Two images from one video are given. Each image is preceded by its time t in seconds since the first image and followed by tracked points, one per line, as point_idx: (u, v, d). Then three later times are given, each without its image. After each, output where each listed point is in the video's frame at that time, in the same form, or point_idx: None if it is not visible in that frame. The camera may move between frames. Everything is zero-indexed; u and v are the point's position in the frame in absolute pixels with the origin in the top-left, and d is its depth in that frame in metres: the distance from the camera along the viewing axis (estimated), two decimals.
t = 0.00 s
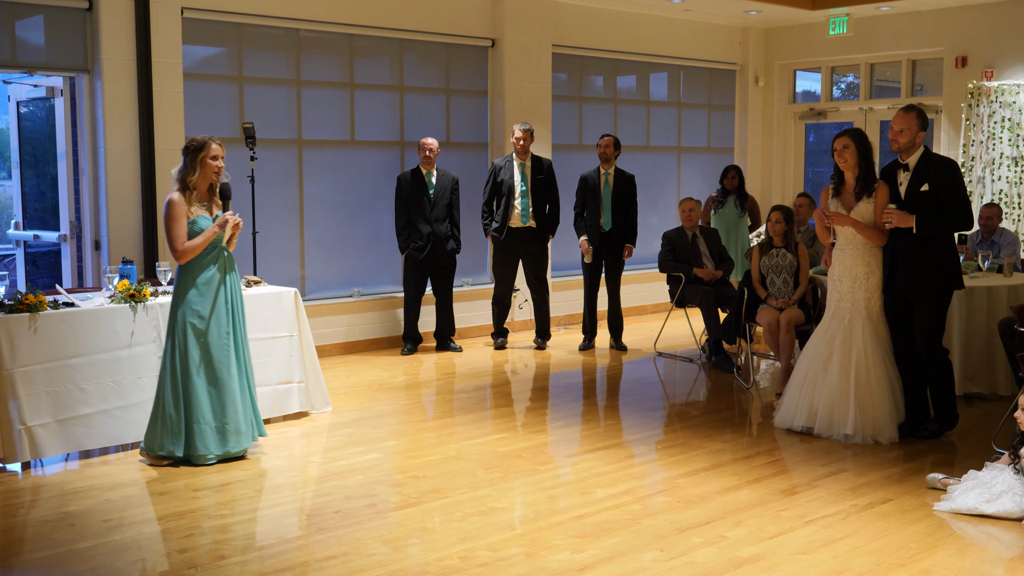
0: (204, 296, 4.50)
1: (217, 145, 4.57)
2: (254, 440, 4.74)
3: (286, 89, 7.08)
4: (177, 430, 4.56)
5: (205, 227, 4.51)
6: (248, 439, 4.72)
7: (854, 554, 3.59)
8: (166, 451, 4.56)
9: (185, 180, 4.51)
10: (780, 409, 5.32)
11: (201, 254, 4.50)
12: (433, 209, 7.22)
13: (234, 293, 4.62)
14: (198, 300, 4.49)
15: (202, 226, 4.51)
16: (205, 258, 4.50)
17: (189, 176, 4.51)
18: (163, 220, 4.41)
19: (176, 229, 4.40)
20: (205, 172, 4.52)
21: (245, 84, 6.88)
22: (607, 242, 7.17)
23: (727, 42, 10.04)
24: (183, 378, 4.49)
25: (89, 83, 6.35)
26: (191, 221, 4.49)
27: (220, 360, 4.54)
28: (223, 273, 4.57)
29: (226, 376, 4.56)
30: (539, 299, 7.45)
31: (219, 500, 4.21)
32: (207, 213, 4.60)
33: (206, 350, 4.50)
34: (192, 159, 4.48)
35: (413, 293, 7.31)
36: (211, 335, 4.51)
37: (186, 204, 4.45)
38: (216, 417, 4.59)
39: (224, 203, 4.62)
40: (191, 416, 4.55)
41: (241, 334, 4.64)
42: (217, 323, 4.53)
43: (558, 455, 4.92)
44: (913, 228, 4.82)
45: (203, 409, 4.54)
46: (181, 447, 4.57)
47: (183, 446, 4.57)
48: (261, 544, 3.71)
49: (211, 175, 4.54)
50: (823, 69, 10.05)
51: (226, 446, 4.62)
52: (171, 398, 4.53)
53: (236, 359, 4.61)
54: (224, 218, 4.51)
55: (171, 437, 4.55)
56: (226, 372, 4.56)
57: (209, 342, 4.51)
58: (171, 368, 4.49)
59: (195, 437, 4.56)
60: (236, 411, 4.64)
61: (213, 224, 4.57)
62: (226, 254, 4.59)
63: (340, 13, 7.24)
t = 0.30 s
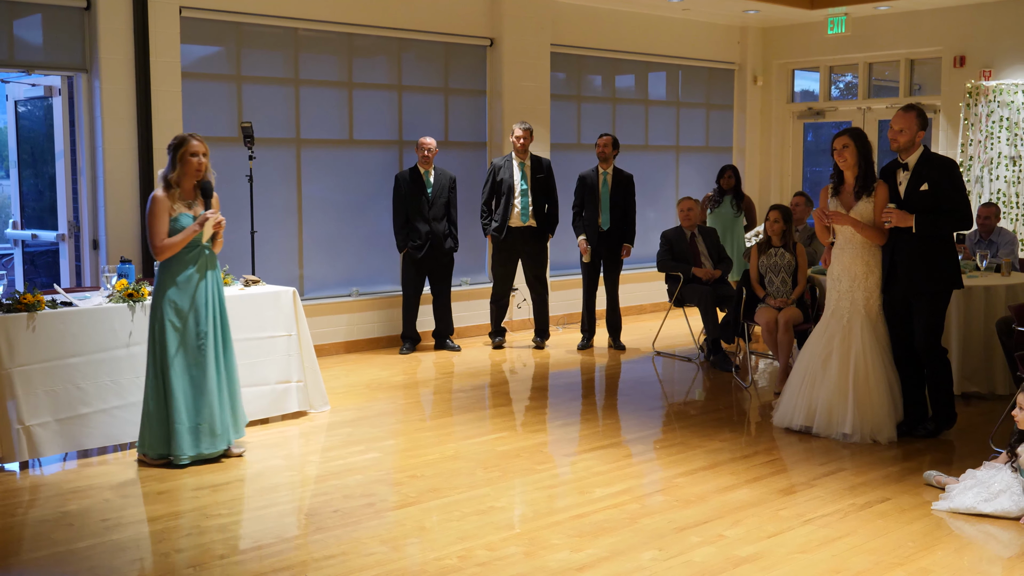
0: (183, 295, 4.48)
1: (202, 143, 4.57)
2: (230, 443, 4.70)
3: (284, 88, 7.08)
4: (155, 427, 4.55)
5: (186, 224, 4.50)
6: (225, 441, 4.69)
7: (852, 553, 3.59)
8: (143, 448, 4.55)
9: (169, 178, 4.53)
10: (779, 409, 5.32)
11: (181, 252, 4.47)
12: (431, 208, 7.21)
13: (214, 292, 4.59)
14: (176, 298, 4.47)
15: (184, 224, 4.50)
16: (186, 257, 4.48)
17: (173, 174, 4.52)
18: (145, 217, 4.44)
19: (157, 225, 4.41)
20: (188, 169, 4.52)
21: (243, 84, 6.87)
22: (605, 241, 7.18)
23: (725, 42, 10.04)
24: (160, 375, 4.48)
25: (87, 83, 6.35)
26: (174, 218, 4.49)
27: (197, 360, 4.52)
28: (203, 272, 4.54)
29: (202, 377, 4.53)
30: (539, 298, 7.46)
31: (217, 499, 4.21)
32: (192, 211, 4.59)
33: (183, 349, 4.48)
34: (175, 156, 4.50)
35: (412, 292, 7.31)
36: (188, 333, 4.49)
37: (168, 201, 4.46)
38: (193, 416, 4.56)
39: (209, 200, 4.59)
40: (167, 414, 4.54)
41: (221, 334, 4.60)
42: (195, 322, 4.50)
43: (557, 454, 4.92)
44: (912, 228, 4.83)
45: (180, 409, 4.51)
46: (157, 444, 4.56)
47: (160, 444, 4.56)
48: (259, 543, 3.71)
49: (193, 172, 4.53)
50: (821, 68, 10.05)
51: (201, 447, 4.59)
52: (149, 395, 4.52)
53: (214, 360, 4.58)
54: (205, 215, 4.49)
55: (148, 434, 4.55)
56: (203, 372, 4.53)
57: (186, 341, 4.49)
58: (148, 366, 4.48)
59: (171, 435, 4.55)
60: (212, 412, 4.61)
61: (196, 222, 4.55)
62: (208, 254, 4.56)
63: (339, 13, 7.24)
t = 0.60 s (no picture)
0: (155, 292, 4.35)
1: (180, 141, 4.40)
2: (199, 448, 4.53)
3: (281, 87, 7.07)
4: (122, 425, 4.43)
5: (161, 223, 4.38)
6: (194, 445, 4.53)
7: (849, 550, 3.60)
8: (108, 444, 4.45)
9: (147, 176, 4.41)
10: (776, 407, 5.33)
11: (157, 250, 4.34)
12: (427, 206, 7.21)
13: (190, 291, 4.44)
14: (148, 294, 4.34)
15: (159, 223, 4.38)
16: (160, 255, 4.35)
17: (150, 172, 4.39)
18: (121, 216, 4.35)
19: (130, 224, 4.31)
20: (164, 168, 4.37)
21: (240, 82, 6.86)
22: (603, 239, 7.19)
23: (722, 40, 10.04)
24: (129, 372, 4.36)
25: (84, 81, 6.34)
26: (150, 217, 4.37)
27: (167, 360, 4.37)
28: (179, 271, 4.40)
29: (172, 376, 4.38)
30: (536, 296, 7.47)
31: (214, 498, 4.21)
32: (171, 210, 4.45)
33: (153, 347, 4.34)
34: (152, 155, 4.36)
35: (409, 289, 7.30)
36: (158, 332, 4.35)
37: (143, 199, 4.34)
38: (160, 418, 4.41)
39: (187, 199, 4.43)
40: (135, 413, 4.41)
41: (195, 336, 4.44)
42: (167, 321, 4.36)
43: (554, 452, 4.93)
44: (911, 226, 4.84)
45: (148, 409, 4.37)
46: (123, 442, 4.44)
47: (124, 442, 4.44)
48: (257, 542, 3.70)
49: (169, 172, 4.38)
50: (818, 67, 10.05)
51: (166, 450, 4.43)
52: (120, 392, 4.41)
53: (187, 361, 4.43)
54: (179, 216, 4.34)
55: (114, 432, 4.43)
56: (173, 372, 4.39)
57: (156, 340, 4.35)
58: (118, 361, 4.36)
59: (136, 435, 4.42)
60: (181, 413, 4.45)
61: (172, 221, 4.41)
62: (184, 252, 4.41)
63: (336, 11, 7.23)
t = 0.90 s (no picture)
0: (129, 291, 4.32)
1: (160, 142, 4.39)
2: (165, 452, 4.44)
3: (278, 85, 7.07)
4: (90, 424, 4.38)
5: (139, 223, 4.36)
6: (159, 449, 4.44)
7: (845, 549, 3.60)
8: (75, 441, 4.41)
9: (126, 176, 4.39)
10: (773, 405, 5.33)
11: (134, 251, 4.32)
12: (424, 205, 7.20)
13: (167, 293, 4.41)
14: (122, 292, 4.31)
15: (137, 224, 4.36)
16: (135, 254, 4.32)
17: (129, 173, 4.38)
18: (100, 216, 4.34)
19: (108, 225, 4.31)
20: (144, 170, 4.36)
21: (237, 80, 6.86)
22: (600, 238, 7.20)
23: (719, 39, 10.04)
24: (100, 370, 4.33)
25: (80, 79, 6.33)
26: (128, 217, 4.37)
27: (136, 360, 4.32)
28: (157, 271, 4.37)
29: (141, 376, 4.34)
30: (534, 295, 7.48)
31: (211, 497, 4.20)
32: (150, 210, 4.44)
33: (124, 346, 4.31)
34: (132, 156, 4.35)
35: (405, 288, 7.30)
36: (130, 331, 4.31)
37: (121, 200, 4.34)
38: (127, 419, 4.34)
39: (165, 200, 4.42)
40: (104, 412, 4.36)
41: (169, 339, 4.40)
42: (140, 321, 4.32)
43: (551, 451, 4.93)
44: (908, 224, 4.83)
45: (115, 409, 4.32)
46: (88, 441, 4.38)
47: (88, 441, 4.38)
48: (254, 540, 3.70)
49: (149, 173, 4.37)
50: (815, 65, 10.06)
51: (130, 451, 4.35)
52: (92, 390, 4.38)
53: (157, 362, 4.38)
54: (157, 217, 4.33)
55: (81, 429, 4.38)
56: (142, 372, 4.34)
57: (127, 339, 4.31)
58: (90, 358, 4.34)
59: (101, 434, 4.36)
60: (149, 415, 4.38)
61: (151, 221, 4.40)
62: (160, 253, 4.38)
63: (333, 9, 7.22)
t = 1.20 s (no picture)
0: (123, 290, 4.32)
1: (151, 142, 4.39)
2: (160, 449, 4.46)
3: (275, 84, 7.07)
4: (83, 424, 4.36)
5: (131, 224, 4.37)
6: (153, 446, 4.45)
7: (844, 548, 3.60)
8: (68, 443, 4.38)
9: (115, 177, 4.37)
10: (770, 405, 5.33)
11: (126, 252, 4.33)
12: (421, 203, 7.20)
13: (160, 291, 4.41)
14: (116, 292, 4.31)
15: (129, 224, 4.36)
16: (129, 255, 4.33)
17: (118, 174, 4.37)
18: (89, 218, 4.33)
19: (99, 227, 4.30)
20: (136, 170, 4.36)
21: (234, 79, 6.86)
22: (597, 237, 7.18)
23: (717, 38, 10.05)
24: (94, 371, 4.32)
25: (77, 79, 6.33)
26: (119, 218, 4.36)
27: (132, 359, 4.32)
28: (150, 271, 4.38)
29: (134, 375, 4.34)
30: (532, 294, 7.47)
31: (209, 496, 4.20)
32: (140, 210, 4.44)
33: (118, 346, 4.30)
34: (123, 156, 4.33)
35: (403, 287, 7.30)
36: (125, 331, 4.31)
37: (112, 200, 4.33)
38: (121, 418, 4.34)
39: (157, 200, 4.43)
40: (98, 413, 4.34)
41: (163, 337, 4.41)
42: (135, 320, 4.33)
43: (549, 450, 4.93)
44: (905, 224, 4.84)
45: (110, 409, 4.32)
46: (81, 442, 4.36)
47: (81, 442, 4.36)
48: (251, 540, 3.70)
49: (141, 173, 4.37)
50: (812, 64, 10.07)
51: (125, 450, 4.35)
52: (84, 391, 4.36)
53: (150, 360, 4.39)
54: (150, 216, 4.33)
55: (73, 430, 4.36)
56: (136, 371, 4.35)
57: (122, 339, 4.31)
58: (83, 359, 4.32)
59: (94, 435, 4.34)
60: (143, 412, 4.40)
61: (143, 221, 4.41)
62: (152, 252, 4.38)
63: (330, 8, 7.23)
